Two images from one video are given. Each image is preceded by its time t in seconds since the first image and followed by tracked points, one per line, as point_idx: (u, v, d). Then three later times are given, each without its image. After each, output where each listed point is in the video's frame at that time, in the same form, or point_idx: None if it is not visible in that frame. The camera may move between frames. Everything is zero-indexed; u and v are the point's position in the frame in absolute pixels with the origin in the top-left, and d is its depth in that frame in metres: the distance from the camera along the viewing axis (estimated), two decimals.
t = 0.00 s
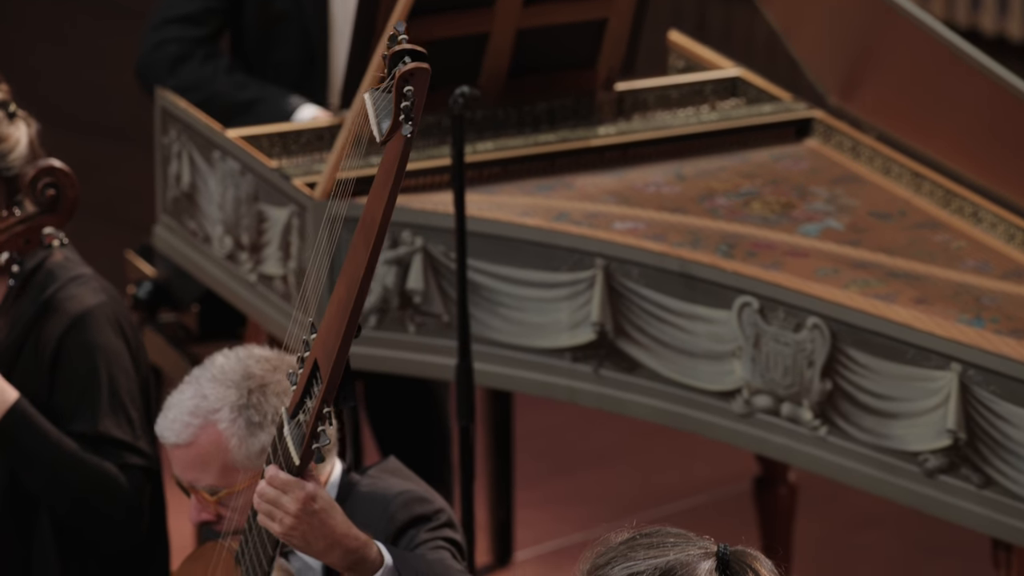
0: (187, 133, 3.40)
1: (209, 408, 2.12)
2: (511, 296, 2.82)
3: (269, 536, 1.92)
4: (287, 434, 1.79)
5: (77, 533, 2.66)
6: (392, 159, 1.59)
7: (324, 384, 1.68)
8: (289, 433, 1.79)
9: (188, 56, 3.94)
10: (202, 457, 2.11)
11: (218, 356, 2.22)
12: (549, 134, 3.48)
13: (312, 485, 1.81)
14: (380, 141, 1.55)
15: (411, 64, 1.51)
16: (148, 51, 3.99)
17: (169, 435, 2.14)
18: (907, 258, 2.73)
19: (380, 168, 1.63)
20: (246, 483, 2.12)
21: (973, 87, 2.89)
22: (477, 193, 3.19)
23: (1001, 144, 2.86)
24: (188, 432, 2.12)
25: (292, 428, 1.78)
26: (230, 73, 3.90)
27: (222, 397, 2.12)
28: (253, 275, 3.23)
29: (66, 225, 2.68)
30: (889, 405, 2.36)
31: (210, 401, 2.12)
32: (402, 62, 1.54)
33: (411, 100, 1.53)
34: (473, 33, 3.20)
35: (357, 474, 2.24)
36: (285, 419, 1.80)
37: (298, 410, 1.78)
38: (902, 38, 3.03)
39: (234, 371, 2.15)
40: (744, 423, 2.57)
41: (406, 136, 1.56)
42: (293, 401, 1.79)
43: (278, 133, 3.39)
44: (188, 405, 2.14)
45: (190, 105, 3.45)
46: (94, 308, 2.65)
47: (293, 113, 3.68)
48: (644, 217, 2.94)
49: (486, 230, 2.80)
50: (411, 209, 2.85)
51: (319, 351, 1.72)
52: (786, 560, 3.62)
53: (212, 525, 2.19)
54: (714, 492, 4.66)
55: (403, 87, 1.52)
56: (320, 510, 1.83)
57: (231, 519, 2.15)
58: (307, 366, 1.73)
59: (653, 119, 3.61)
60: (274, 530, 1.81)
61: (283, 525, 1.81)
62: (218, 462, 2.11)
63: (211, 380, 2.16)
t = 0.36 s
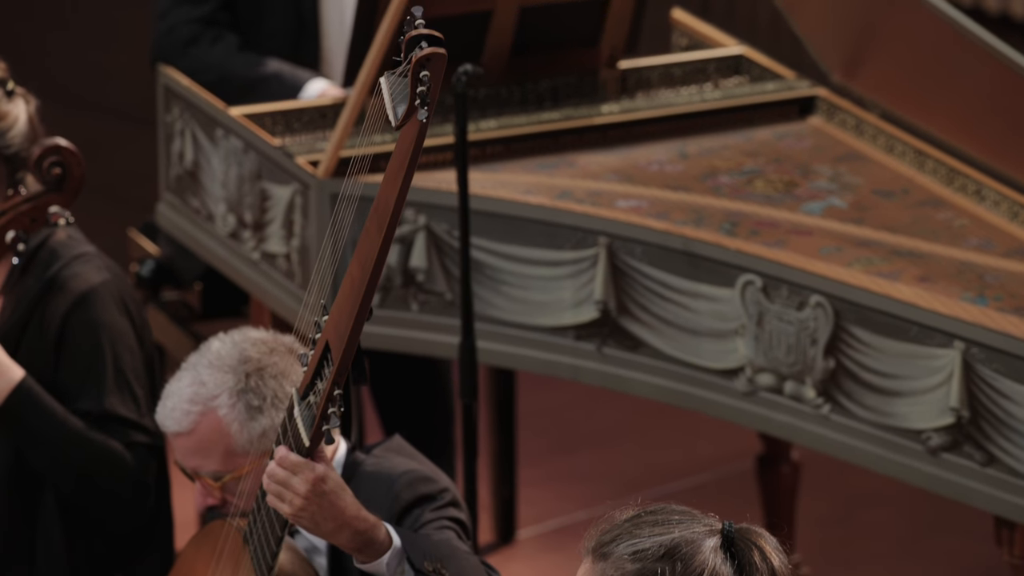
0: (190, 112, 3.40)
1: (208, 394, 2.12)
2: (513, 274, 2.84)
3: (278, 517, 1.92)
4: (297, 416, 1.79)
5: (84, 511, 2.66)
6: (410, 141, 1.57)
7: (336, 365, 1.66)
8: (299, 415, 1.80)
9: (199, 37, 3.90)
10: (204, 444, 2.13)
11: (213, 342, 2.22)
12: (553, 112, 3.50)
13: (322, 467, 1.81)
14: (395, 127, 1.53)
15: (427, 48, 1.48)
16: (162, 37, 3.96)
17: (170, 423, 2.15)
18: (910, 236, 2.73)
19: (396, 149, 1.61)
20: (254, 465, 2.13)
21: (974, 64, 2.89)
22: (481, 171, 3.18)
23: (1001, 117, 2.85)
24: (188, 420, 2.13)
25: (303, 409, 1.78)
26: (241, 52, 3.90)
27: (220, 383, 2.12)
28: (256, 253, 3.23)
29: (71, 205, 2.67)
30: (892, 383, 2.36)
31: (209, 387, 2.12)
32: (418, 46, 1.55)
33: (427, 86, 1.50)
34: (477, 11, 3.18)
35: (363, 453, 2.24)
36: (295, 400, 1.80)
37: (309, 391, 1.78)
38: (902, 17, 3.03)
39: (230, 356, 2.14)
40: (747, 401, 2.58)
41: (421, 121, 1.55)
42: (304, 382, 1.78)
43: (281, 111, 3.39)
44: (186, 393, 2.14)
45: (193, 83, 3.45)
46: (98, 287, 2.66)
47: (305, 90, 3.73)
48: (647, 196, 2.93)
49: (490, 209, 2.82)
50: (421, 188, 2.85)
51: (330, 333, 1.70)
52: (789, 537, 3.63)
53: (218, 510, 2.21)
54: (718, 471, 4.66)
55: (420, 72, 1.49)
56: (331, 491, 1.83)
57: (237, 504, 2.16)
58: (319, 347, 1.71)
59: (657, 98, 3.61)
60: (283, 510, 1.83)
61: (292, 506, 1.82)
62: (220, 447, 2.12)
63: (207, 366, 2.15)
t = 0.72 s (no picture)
0: (194, 91, 3.40)
1: (205, 373, 2.13)
2: (518, 254, 2.85)
3: (285, 492, 1.93)
4: (305, 391, 1.79)
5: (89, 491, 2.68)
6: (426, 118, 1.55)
7: (347, 341, 1.66)
8: (309, 391, 1.79)
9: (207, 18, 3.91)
10: (200, 424, 2.13)
11: (213, 322, 2.22)
12: (556, 92, 3.48)
13: (331, 442, 1.82)
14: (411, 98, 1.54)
15: (444, 20, 1.48)
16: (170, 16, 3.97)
17: (168, 402, 2.16)
18: (914, 215, 2.73)
19: (409, 123, 1.60)
20: (248, 447, 2.14)
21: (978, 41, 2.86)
22: (485, 150, 3.18)
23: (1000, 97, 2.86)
24: (185, 399, 2.13)
25: (313, 384, 1.78)
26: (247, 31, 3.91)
27: (217, 362, 2.12)
28: (260, 232, 3.24)
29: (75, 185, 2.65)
30: (896, 362, 2.36)
31: (206, 367, 2.13)
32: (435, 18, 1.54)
33: (444, 57, 1.50)
34: None
35: (364, 432, 2.27)
36: (302, 376, 1.81)
37: (319, 367, 1.78)
38: None
39: (228, 336, 2.15)
40: (751, 380, 2.58)
41: (438, 93, 1.54)
42: (312, 358, 1.79)
43: (285, 90, 3.38)
44: (183, 371, 2.15)
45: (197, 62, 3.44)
46: (102, 267, 2.67)
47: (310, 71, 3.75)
48: (651, 175, 2.93)
49: (494, 188, 2.82)
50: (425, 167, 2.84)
51: (341, 308, 1.70)
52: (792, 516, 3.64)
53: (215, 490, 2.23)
54: (722, 450, 4.67)
55: (437, 44, 1.49)
56: (340, 466, 1.84)
57: (240, 485, 2.19)
58: (330, 324, 1.71)
59: (661, 78, 3.60)
60: (293, 486, 1.83)
61: (302, 482, 1.82)
62: (217, 427, 2.12)
63: (205, 346, 2.16)
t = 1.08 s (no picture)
0: (199, 71, 3.40)
1: (211, 356, 2.14)
2: (523, 234, 2.86)
3: (302, 473, 1.93)
4: (326, 373, 1.79)
5: (94, 471, 2.69)
6: (454, 103, 1.59)
7: (370, 323, 1.67)
8: (329, 372, 1.79)
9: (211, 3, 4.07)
10: (207, 405, 2.14)
11: (221, 303, 2.22)
12: (562, 74, 3.50)
13: (351, 425, 1.82)
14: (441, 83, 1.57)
15: (476, 6, 1.53)
16: None
17: (175, 382, 2.17)
18: (919, 195, 2.73)
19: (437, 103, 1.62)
20: (252, 430, 2.14)
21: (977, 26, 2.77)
22: (491, 130, 3.18)
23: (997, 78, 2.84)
24: (192, 380, 2.14)
25: (332, 366, 1.78)
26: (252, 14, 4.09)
27: (223, 346, 2.13)
28: (266, 213, 3.24)
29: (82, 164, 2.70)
30: (902, 342, 2.35)
31: (212, 349, 2.14)
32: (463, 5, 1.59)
33: (476, 42, 1.55)
34: None
35: (376, 414, 2.27)
36: (324, 357, 1.80)
37: (339, 349, 1.78)
38: None
39: (235, 319, 2.15)
40: (756, 360, 2.58)
41: (467, 78, 1.57)
42: (333, 340, 1.79)
43: (291, 70, 3.38)
44: (191, 353, 2.16)
45: (202, 42, 3.44)
46: (107, 247, 2.68)
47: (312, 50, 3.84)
48: (656, 155, 2.93)
49: (499, 167, 2.84)
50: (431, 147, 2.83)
51: (363, 290, 1.71)
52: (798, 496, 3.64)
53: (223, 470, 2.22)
54: (728, 430, 4.68)
55: (469, 28, 1.54)
56: (359, 449, 1.84)
57: (255, 469, 2.16)
58: (351, 306, 1.73)
59: (667, 58, 3.59)
60: (311, 467, 1.83)
61: (320, 463, 1.82)
62: (223, 410, 2.13)
63: (213, 328, 2.16)
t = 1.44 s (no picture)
0: (203, 53, 3.40)
1: (225, 334, 2.13)
2: (527, 217, 2.86)
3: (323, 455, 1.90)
4: (350, 355, 1.80)
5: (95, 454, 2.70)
6: (494, 84, 1.57)
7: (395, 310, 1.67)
8: (354, 355, 1.80)
9: None
10: (219, 382, 2.12)
11: (237, 283, 2.21)
12: (566, 56, 3.49)
13: (374, 409, 1.81)
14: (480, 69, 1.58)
15: None
16: None
17: (188, 359, 2.15)
18: (923, 178, 2.72)
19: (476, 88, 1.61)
20: (265, 408, 2.11)
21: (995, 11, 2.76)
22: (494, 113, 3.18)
23: (994, 58, 2.83)
24: (205, 357, 2.13)
25: (359, 349, 1.78)
26: None
27: (237, 324, 2.13)
28: (269, 196, 3.24)
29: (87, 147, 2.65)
30: (905, 325, 2.35)
31: (226, 327, 2.13)
32: None
33: (516, 29, 1.54)
34: None
35: (388, 399, 2.28)
36: (350, 340, 1.81)
37: (365, 332, 1.78)
38: None
39: (250, 298, 2.14)
40: (759, 343, 2.57)
41: (507, 64, 1.56)
42: (360, 322, 1.79)
43: (293, 52, 3.38)
44: (205, 330, 2.15)
45: (206, 25, 3.44)
46: (111, 231, 2.69)
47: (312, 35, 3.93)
48: (660, 138, 2.93)
49: (502, 150, 2.85)
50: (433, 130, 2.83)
51: (391, 275, 1.71)
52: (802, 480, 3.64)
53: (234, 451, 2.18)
54: (733, 412, 4.68)
55: (509, 15, 1.53)
56: (379, 434, 1.83)
57: (275, 450, 2.11)
58: (378, 291, 1.73)
59: (670, 41, 3.59)
60: (332, 449, 1.82)
61: (341, 446, 1.82)
62: (235, 388, 2.11)
63: (228, 306, 2.15)
